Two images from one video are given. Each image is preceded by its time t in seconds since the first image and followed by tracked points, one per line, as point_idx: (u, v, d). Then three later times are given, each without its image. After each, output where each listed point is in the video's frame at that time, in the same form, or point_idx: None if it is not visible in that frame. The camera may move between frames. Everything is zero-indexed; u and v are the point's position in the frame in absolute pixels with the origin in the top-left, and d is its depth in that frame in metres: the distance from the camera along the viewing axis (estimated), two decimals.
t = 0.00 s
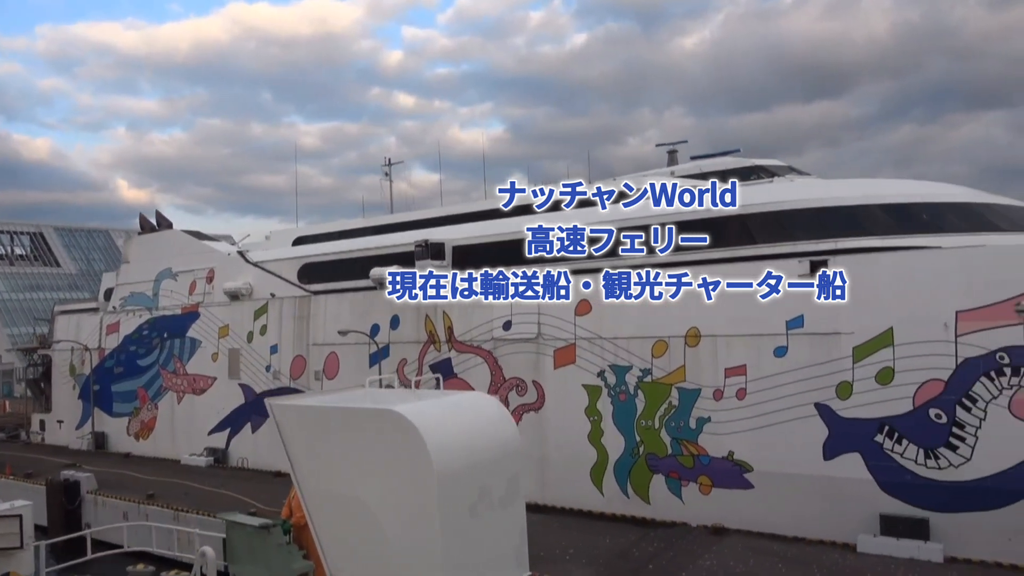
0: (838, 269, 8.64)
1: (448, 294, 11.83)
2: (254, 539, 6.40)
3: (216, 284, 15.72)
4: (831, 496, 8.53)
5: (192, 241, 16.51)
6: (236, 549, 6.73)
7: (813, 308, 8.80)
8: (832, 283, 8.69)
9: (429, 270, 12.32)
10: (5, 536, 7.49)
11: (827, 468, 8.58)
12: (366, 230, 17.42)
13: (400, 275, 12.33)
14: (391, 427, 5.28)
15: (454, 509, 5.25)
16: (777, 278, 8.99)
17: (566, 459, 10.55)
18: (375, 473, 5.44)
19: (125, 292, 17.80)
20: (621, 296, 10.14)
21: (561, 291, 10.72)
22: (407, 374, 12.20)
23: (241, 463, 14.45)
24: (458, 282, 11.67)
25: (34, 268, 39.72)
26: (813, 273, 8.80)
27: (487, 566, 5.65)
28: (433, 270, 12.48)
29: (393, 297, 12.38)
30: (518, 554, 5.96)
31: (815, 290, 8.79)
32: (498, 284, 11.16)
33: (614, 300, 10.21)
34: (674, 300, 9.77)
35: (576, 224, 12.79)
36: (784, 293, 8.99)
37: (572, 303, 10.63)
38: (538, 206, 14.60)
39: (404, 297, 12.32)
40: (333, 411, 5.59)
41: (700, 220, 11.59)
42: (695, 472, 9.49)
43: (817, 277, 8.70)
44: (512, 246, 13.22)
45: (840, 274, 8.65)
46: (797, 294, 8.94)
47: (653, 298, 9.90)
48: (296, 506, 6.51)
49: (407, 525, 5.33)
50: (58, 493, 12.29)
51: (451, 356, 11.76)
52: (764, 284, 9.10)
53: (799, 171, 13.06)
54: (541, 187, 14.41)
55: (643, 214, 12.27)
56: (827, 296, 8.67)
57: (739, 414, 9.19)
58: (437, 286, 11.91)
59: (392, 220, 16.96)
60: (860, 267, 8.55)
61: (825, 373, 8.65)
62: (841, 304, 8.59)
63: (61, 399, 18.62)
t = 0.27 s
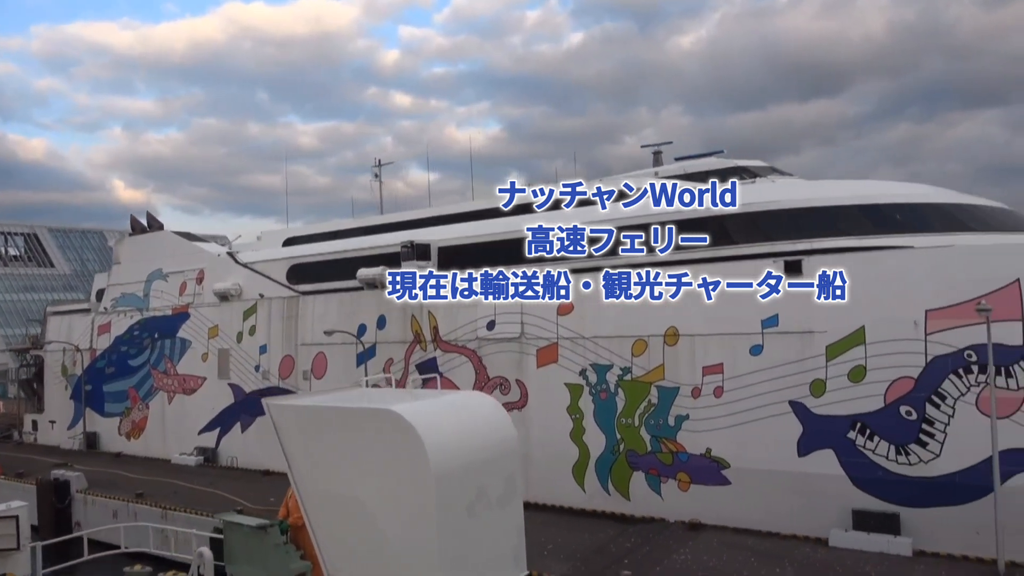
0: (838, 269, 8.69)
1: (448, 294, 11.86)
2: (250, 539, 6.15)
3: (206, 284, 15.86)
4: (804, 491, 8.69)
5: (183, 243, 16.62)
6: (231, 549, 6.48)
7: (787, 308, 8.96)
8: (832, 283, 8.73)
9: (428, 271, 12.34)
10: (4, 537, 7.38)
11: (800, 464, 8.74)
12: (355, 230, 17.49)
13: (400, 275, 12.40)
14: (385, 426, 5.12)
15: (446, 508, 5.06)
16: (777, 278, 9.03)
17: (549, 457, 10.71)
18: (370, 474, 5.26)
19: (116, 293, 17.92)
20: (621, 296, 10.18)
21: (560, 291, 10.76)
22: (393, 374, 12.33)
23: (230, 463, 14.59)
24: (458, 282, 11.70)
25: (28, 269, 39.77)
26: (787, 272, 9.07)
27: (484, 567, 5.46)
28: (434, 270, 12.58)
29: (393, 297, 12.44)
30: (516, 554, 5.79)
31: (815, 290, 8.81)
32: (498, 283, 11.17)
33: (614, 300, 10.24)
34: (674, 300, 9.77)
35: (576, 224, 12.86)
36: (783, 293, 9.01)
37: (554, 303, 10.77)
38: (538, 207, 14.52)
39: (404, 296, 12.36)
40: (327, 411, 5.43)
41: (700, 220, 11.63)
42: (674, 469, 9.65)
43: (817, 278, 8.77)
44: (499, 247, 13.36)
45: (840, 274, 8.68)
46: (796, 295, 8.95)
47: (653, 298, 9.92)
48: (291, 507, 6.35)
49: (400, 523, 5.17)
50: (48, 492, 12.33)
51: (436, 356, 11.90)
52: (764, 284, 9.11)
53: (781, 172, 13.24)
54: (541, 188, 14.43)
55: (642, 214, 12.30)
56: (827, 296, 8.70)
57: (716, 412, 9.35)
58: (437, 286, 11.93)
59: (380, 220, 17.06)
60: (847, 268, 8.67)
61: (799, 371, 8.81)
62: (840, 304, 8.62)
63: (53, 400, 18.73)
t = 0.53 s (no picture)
0: (838, 269, 8.67)
1: (447, 294, 11.86)
2: (245, 539, 6.35)
3: (193, 286, 15.98)
4: (775, 487, 8.88)
5: (171, 244, 16.71)
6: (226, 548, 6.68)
7: (759, 307, 9.14)
8: (832, 283, 8.71)
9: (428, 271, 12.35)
10: None
11: (772, 460, 8.93)
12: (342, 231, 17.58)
13: (400, 275, 12.35)
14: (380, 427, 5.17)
15: (441, 507, 5.09)
16: (777, 278, 9.00)
17: (529, 454, 10.87)
18: (365, 474, 5.30)
19: (104, 295, 18.01)
20: (620, 296, 10.17)
21: (561, 291, 10.70)
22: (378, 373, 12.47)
23: (218, 462, 14.71)
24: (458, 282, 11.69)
25: (19, 271, 39.74)
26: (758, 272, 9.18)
27: (478, 565, 5.49)
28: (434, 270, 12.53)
29: (393, 297, 12.39)
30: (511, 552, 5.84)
31: (815, 290, 8.81)
32: (498, 283, 11.14)
33: (614, 300, 10.24)
34: (674, 300, 9.77)
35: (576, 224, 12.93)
36: (784, 293, 8.98)
37: (534, 303, 10.93)
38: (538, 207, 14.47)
39: (404, 296, 12.29)
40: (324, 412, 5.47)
41: (699, 221, 11.75)
42: (651, 466, 9.82)
43: (817, 277, 8.74)
44: (485, 248, 13.53)
45: (840, 274, 8.67)
46: (797, 295, 8.94)
47: (653, 298, 9.93)
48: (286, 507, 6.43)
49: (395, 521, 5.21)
50: (35, 493, 12.45)
51: (420, 356, 12.04)
52: (764, 284, 9.08)
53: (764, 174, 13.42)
54: (541, 188, 14.43)
55: (642, 213, 12.39)
56: (827, 296, 8.69)
57: (692, 410, 9.52)
58: (437, 286, 11.92)
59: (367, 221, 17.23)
60: (848, 268, 8.65)
61: (771, 369, 9.00)
62: (840, 304, 8.62)
63: (42, 401, 18.81)
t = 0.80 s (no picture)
0: (838, 269, 8.68)
1: (448, 294, 11.80)
2: (238, 540, 5.81)
3: (179, 286, 16.07)
4: (746, 483, 9.06)
5: (158, 245, 16.77)
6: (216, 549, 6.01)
7: (731, 307, 9.31)
8: (832, 283, 8.73)
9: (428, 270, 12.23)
10: None
11: (744, 457, 9.10)
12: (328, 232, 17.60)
13: (399, 275, 12.18)
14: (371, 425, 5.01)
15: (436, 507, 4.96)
16: (777, 278, 9.00)
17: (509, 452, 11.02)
18: (358, 475, 5.16)
19: (91, 295, 18.07)
20: (621, 296, 10.12)
21: (561, 291, 10.61)
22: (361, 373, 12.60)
23: (203, 461, 14.81)
24: (458, 282, 11.62)
25: (8, 271, 39.67)
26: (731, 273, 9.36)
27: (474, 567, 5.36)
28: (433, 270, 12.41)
29: (393, 297, 12.26)
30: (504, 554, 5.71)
31: (815, 290, 8.81)
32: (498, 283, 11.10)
33: (614, 300, 10.20)
34: (674, 300, 9.73)
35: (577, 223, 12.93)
36: (783, 293, 8.99)
37: (513, 304, 11.08)
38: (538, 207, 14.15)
39: (404, 297, 12.17)
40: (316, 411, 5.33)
41: (700, 220, 11.76)
42: (627, 463, 9.98)
43: (817, 277, 8.78)
44: (471, 248, 13.66)
45: (840, 274, 8.68)
46: (797, 294, 8.94)
47: (653, 298, 9.86)
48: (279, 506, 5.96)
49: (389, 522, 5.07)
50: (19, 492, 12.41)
51: (402, 355, 12.17)
52: (764, 284, 9.07)
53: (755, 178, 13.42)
54: (541, 187, 14.10)
55: (642, 212, 12.34)
56: (827, 296, 8.70)
57: (667, 407, 9.69)
58: (437, 286, 11.86)
59: (353, 222, 17.33)
60: (848, 268, 8.66)
61: (743, 367, 9.17)
62: (840, 304, 8.62)
63: (29, 402, 18.86)
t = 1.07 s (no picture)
0: (838, 269, 8.72)
1: (448, 294, 11.85)
2: (233, 541, 5.90)
3: (165, 286, 16.17)
4: (719, 480, 9.24)
5: (145, 245, 16.86)
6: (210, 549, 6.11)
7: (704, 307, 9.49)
8: (832, 283, 8.77)
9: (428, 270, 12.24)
10: None
11: (717, 455, 9.28)
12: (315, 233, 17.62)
13: (399, 274, 12.14)
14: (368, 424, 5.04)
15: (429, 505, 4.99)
16: (777, 278, 9.01)
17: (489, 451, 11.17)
18: (354, 474, 5.18)
19: (79, 295, 18.14)
20: (621, 296, 10.09)
21: (561, 291, 10.58)
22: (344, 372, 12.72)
23: (189, 460, 14.92)
24: (458, 282, 11.66)
25: None
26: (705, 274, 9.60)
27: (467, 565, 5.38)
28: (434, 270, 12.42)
29: (393, 297, 12.20)
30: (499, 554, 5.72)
31: (815, 290, 8.83)
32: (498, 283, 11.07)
33: (614, 300, 10.17)
34: (674, 300, 9.73)
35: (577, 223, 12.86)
36: (783, 293, 9.00)
37: (494, 304, 11.24)
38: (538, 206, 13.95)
39: (404, 297, 12.12)
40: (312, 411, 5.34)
41: (699, 221, 11.78)
42: (604, 461, 10.14)
43: (818, 277, 8.82)
44: (465, 248, 13.76)
45: (840, 274, 8.72)
46: (797, 294, 8.94)
47: (653, 298, 9.84)
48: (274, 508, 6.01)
49: (385, 520, 5.09)
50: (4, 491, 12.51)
51: (385, 355, 12.30)
52: (764, 284, 9.08)
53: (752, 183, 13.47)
54: (541, 188, 13.99)
55: (641, 212, 12.29)
56: (827, 296, 8.72)
57: (643, 406, 9.86)
58: (437, 286, 11.90)
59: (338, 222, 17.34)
60: (847, 267, 8.71)
61: (717, 366, 9.34)
62: (840, 304, 8.65)
63: (17, 401, 18.91)
